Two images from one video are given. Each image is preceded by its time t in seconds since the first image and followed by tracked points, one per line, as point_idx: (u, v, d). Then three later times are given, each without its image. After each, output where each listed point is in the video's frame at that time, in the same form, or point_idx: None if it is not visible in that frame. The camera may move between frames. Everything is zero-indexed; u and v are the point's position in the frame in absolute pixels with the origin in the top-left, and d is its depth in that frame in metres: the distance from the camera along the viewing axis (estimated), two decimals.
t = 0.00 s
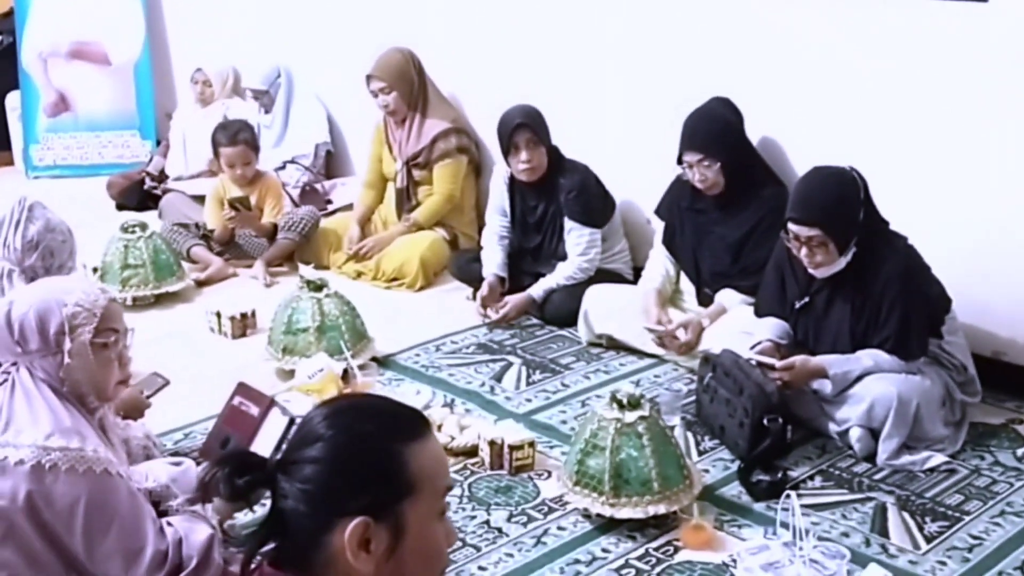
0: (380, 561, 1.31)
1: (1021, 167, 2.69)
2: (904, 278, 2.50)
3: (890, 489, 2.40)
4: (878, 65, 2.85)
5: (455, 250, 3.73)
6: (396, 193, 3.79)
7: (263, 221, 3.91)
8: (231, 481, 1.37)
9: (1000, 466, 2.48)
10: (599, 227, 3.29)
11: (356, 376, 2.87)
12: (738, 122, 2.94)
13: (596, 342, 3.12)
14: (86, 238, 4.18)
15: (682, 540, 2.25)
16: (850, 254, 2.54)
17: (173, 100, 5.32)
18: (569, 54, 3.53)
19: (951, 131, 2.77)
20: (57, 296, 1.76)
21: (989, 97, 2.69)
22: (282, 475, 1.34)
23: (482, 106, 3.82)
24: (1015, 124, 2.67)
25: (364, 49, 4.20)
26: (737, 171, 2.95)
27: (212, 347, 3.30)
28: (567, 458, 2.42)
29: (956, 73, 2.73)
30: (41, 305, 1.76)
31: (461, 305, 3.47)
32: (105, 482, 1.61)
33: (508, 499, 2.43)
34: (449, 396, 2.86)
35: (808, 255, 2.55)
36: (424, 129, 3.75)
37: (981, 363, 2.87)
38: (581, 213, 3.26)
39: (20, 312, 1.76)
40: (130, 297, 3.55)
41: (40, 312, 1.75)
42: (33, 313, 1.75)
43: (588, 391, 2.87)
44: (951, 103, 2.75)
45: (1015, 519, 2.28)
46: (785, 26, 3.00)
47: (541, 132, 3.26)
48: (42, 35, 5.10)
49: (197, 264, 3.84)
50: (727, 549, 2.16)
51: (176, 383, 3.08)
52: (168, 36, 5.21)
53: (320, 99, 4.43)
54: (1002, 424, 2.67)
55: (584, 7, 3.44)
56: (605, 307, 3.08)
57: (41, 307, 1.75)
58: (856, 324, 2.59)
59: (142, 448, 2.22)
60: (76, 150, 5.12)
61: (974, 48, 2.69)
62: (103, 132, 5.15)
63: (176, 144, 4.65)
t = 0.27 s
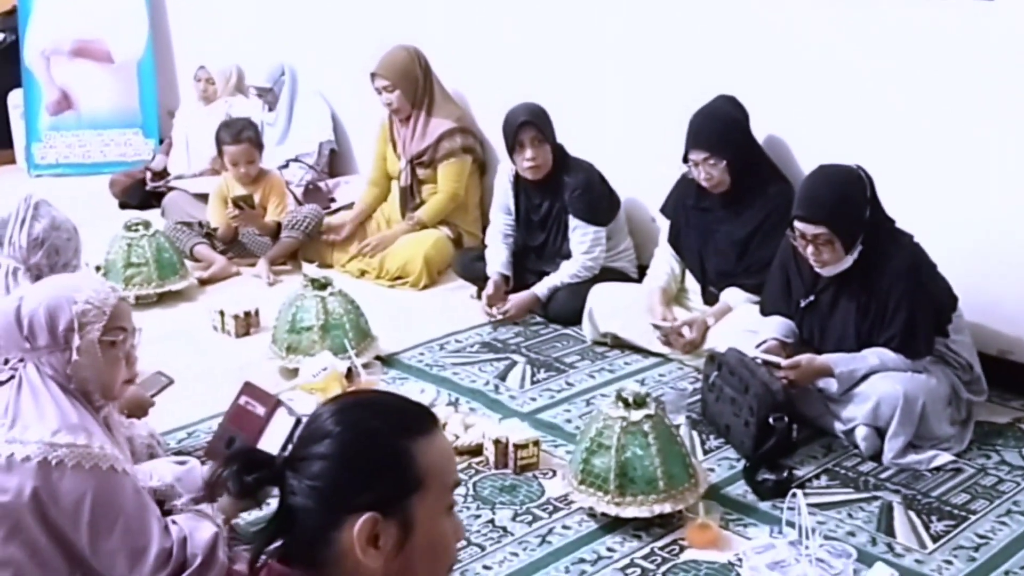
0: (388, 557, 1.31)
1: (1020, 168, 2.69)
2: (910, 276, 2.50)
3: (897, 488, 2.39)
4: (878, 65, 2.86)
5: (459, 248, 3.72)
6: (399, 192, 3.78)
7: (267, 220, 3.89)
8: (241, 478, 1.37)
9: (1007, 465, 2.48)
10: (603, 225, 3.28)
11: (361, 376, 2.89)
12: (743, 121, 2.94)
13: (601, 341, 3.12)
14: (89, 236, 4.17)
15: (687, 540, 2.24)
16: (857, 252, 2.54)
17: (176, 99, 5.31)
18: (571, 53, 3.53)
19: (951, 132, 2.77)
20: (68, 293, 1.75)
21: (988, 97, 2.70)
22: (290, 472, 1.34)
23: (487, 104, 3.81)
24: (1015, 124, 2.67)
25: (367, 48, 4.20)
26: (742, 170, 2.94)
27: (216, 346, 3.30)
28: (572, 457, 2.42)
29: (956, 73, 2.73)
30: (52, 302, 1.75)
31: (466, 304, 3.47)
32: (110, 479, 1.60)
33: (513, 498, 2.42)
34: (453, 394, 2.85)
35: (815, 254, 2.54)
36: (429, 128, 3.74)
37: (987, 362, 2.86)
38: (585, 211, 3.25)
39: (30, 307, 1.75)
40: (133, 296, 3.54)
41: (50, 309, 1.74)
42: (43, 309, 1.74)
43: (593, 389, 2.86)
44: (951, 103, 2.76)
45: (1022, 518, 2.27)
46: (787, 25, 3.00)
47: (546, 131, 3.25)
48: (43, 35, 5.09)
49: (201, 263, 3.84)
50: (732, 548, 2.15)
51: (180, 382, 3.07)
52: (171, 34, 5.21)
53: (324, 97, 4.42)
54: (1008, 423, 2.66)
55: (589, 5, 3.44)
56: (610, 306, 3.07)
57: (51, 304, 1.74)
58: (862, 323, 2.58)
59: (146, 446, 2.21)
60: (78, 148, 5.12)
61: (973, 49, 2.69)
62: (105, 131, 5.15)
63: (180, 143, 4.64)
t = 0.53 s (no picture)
0: (400, 553, 1.30)
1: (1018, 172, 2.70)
2: (918, 274, 2.49)
3: (905, 487, 2.39)
4: (879, 67, 2.87)
5: (466, 246, 3.72)
6: (406, 190, 3.78)
7: (272, 218, 3.90)
8: (253, 475, 1.37)
9: (1015, 464, 2.47)
10: (611, 223, 3.28)
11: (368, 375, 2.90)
12: (752, 119, 2.93)
13: (608, 340, 3.12)
14: (95, 234, 4.17)
15: (695, 539, 2.24)
16: (866, 251, 2.54)
17: (181, 96, 5.31)
18: (575, 53, 3.54)
19: (950, 134, 2.79)
20: (82, 288, 1.77)
21: (987, 99, 2.71)
22: (302, 468, 1.34)
23: (494, 102, 3.81)
24: (1015, 126, 2.68)
25: (372, 46, 4.21)
26: (750, 168, 2.94)
27: (223, 344, 3.30)
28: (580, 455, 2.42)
29: (955, 75, 2.74)
30: (65, 295, 1.76)
31: (472, 302, 3.46)
32: (118, 475, 1.60)
33: (521, 497, 2.42)
34: (460, 393, 2.85)
35: (823, 252, 2.54)
36: (435, 125, 3.74)
37: (995, 360, 2.86)
38: (592, 209, 3.25)
39: (43, 301, 1.75)
40: (140, 294, 3.54)
41: (65, 303, 1.75)
42: (58, 304, 1.75)
43: (600, 388, 2.86)
44: (949, 105, 2.77)
45: None
46: (789, 26, 3.01)
47: (553, 129, 3.24)
48: (49, 31, 5.10)
49: (207, 262, 3.85)
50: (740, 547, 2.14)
51: (187, 380, 3.07)
52: (177, 32, 5.21)
53: (330, 94, 4.42)
54: (1016, 422, 2.66)
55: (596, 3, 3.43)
56: (617, 305, 3.07)
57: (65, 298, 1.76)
58: (870, 321, 2.57)
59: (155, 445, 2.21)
60: (83, 146, 5.12)
61: (972, 51, 2.70)
62: (110, 128, 5.16)
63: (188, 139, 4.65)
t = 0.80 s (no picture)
0: (410, 550, 1.30)
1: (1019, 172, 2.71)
2: (928, 273, 2.49)
3: (914, 486, 2.38)
4: (882, 66, 2.87)
5: (473, 244, 3.72)
6: (414, 187, 3.78)
7: (280, 215, 3.90)
8: (262, 471, 1.37)
9: None
10: (619, 221, 3.27)
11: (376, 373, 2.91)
12: (761, 117, 2.93)
13: (617, 338, 3.12)
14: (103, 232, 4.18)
15: (704, 537, 2.23)
16: (875, 249, 2.53)
17: (188, 94, 5.31)
18: (580, 52, 3.54)
19: (962, 132, 2.78)
20: (100, 283, 1.78)
21: (988, 99, 2.72)
22: (312, 464, 1.33)
23: (502, 100, 3.81)
24: (1015, 127, 2.69)
25: (380, 44, 4.21)
26: (759, 167, 2.94)
27: (231, 342, 3.30)
28: (588, 454, 2.42)
29: (957, 76, 2.75)
30: (84, 290, 1.77)
31: (481, 300, 3.46)
32: (127, 472, 1.59)
33: (529, 496, 2.42)
34: (469, 391, 2.85)
35: (833, 250, 2.53)
36: (444, 123, 3.73)
37: (1005, 360, 2.85)
38: (601, 207, 3.24)
39: (60, 295, 1.76)
40: (148, 291, 3.55)
41: (84, 297, 1.76)
42: (77, 299, 1.75)
43: (609, 387, 2.85)
44: (950, 105, 2.78)
45: None
46: (796, 25, 3.01)
47: (562, 126, 3.24)
48: (56, 28, 5.12)
49: (215, 259, 3.85)
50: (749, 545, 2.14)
51: (195, 378, 3.07)
52: (184, 29, 5.21)
53: (338, 93, 4.42)
54: None
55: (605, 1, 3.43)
56: (625, 303, 3.07)
57: (83, 292, 1.76)
58: (880, 319, 2.57)
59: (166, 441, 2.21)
60: (90, 143, 5.13)
61: (971, 52, 2.72)
62: (117, 125, 5.17)
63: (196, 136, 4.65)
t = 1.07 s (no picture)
0: (416, 549, 1.30)
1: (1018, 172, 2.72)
2: (938, 272, 2.48)
3: (923, 485, 2.38)
4: (888, 65, 2.87)
5: (481, 242, 3.72)
6: (421, 186, 3.79)
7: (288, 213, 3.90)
8: (270, 469, 1.37)
9: None
10: (628, 220, 3.27)
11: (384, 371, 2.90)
12: (770, 116, 2.93)
13: (625, 337, 3.12)
14: (111, 230, 4.18)
15: (713, 536, 2.23)
16: (884, 248, 2.52)
17: (196, 92, 5.31)
18: (584, 51, 3.55)
19: (972, 131, 2.77)
20: (112, 281, 1.77)
21: (998, 98, 2.71)
22: (320, 463, 1.34)
23: (510, 98, 3.80)
24: (1014, 127, 2.70)
25: (389, 42, 4.20)
26: (768, 166, 2.93)
27: (239, 340, 3.30)
28: (597, 452, 2.42)
29: (956, 76, 2.76)
30: (96, 288, 1.76)
31: (489, 299, 3.46)
32: (138, 472, 1.60)
33: (538, 494, 2.41)
34: (477, 390, 2.85)
35: (842, 250, 2.53)
36: (451, 121, 3.73)
37: (1015, 359, 2.84)
38: (609, 206, 3.24)
39: (74, 294, 1.75)
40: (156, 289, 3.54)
41: (97, 296, 1.75)
42: (91, 297, 1.74)
43: (617, 386, 2.85)
44: (955, 105, 2.78)
45: None
46: (805, 23, 3.00)
47: (570, 125, 3.24)
48: (64, 25, 5.11)
49: (222, 257, 3.84)
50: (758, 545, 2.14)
51: (203, 376, 3.07)
52: (191, 26, 5.21)
53: (346, 90, 4.42)
54: None
55: None
56: (634, 303, 3.07)
57: (96, 290, 1.75)
58: (890, 319, 2.56)
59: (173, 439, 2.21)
60: (97, 140, 5.15)
61: (972, 51, 2.72)
62: (125, 122, 5.18)
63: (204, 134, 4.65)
